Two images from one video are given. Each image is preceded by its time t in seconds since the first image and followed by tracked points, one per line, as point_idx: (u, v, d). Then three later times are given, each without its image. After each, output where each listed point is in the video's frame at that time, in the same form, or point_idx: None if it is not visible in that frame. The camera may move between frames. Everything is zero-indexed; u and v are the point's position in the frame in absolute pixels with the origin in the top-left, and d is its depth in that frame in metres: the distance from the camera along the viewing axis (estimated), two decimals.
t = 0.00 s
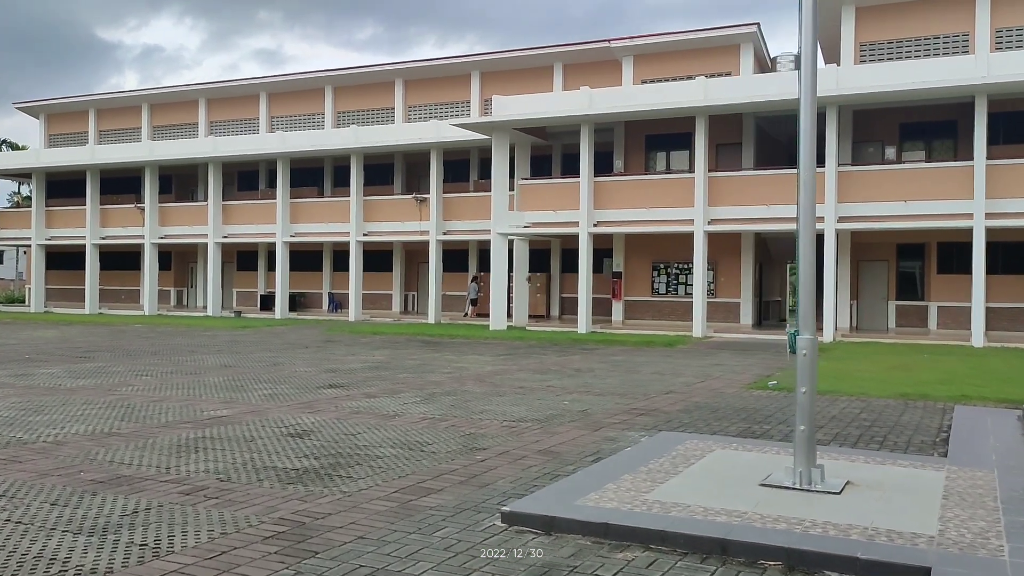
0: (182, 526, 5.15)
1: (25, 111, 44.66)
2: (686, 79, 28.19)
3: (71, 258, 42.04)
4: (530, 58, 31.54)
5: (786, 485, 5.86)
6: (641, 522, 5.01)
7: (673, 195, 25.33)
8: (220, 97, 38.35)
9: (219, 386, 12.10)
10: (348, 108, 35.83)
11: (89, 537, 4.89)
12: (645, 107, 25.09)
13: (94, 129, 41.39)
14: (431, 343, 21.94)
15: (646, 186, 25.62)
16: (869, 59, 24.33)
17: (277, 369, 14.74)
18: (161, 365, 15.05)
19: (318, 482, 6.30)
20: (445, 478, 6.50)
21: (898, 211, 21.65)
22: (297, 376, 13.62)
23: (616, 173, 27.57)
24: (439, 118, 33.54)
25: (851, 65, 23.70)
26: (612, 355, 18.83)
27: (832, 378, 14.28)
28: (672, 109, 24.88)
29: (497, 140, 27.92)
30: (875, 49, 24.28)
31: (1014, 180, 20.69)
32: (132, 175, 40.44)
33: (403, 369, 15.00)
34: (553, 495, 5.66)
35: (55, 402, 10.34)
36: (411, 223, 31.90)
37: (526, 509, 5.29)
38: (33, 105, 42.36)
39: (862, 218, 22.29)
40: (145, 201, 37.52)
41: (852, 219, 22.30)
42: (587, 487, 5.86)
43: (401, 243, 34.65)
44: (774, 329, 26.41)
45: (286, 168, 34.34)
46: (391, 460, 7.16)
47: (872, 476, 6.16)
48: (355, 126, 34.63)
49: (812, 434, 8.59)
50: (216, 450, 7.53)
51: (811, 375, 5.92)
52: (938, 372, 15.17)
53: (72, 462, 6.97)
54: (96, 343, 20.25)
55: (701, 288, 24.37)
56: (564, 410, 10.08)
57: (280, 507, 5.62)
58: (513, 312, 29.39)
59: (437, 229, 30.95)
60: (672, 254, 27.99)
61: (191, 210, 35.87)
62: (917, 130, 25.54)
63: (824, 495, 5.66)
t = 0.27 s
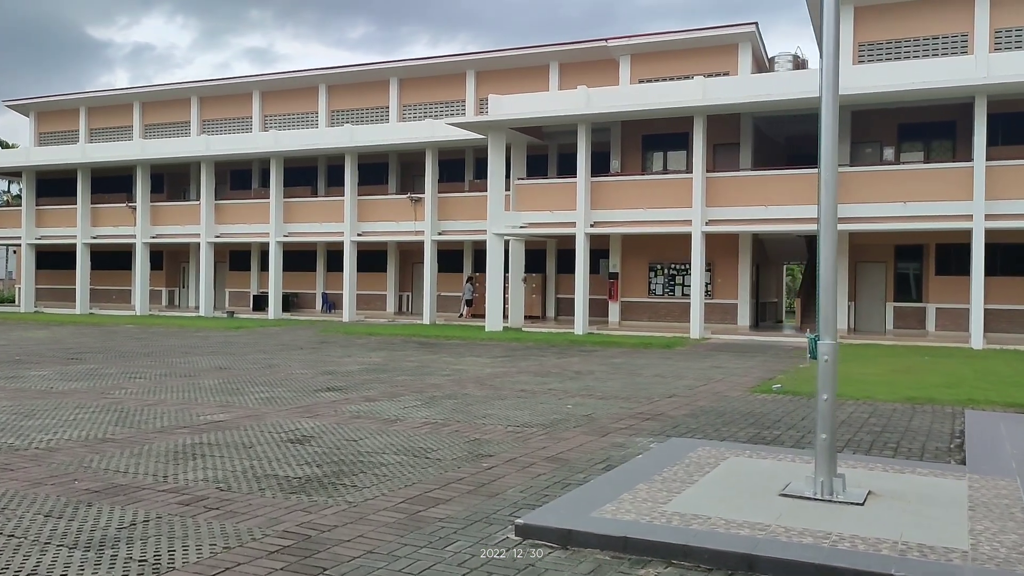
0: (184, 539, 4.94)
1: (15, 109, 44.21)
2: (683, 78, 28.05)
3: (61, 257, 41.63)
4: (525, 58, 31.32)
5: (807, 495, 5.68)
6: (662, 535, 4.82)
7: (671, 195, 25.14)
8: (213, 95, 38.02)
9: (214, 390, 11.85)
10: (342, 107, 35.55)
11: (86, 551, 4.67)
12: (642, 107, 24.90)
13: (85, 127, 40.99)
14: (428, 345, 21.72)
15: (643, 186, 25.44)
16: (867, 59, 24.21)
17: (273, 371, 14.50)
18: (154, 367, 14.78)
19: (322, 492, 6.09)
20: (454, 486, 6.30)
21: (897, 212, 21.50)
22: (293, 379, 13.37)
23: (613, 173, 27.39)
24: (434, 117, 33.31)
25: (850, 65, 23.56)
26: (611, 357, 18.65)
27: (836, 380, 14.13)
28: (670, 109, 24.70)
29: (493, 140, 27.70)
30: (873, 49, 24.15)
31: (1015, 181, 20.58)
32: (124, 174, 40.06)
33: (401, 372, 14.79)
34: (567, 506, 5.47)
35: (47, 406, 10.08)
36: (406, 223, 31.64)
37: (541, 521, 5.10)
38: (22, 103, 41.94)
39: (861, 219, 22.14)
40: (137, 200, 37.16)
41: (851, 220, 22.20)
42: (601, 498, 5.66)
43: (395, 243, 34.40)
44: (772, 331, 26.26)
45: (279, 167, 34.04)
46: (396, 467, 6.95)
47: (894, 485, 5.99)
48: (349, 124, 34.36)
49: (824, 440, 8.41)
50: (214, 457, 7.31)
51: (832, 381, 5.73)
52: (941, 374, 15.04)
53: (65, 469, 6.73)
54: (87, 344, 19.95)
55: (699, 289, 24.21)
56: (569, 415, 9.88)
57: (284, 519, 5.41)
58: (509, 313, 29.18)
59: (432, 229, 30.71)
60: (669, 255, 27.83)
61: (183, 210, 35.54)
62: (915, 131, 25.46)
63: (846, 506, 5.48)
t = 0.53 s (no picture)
0: (179, 555, 4.74)
1: None
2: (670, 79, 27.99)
3: (40, 257, 41.02)
4: (512, 58, 31.14)
5: (819, 505, 5.55)
6: (677, 548, 4.67)
7: (658, 196, 25.03)
8: (195, 94, 37.60)
9: (201, 394, 11.58)
10: (326, 106, 35.24)
11: (76, 570, 4.45)
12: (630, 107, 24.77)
13: (64, 125, 40.42)
14: (415, 346, 21.49)
15: (631, 187, 25.31)
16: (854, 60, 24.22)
17: (260, 374, 14.23)
18: (137, 370, 14.47)
19: (319, 503, 5.89)
20: (455, 496, 6.12)
21: (885, 213, 21.41)
22: (281, 382, 13.12)
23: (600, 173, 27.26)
24: (420, 117, 33.06)
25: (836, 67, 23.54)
26: (601, 359, 18.52)
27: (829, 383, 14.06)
28: (658, 109, 24.59)
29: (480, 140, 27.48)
30: (860, 51, 24.19)
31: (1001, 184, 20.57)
32: (104, 173, 39.53)
33: (390, 374, 14.56)
34: (575, 518, 5.29)
35: (29, 411, 9.79)
36: (391, 224, 31.36)
37: (550, 533, 4.93)
38: None
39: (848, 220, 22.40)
40: (118, 199, 36.65)
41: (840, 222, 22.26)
42: (610, 508, 5.51)
43: (380, 243, 34.12)
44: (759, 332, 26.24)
45: (263, 166, 33.67)
46: (394, 476, 6.76)
47: (907, 495, 5.87)
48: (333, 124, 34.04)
49: (827, 446, 8.29)
50: (205, 466, 7.08)
51: (845, 389, 5.61)
52: (933, 377, 15.01)
53: (51, 479, 6.49)
54: (67, 346, 19.57)
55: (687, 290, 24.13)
56: (565, 419, 9.72)
57: (283, 532, 5.20)
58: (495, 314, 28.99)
59: (417, 230, 30.45)
60: (656, 256, 27.75)
61: (164, 209, 35.08)
62: (901, 132, 25.51)
63: (860, 517, 5.36)
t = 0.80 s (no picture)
0: (139, 571, 4.49)
1: None
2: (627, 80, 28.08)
3: None
4: (468, 57, 30.93)
5: (798, 510, 5.49)
6: (661, 556, 4.55)
7: (615, 197, 25.04)
8: (143, 89, 36.68)
9: (152, 398, 11.19)
10: (278, 104, 34.64)
11: None
12: (587, 107, 24.71)
13: (4, 120, 39.13)
14: (371, 348, 21.18)
15: (587, 188, 25.28)
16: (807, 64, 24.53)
17: (213, 377, 13.84)
18: (84, 373, 13.98)
19: (285, 513, 5.66)
20: (426, 505, 5.93)
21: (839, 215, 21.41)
22: (236, 385, 12.77)
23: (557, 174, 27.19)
24: (375, 115, 32.67)
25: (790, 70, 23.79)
26: (560, 360, 18.44)
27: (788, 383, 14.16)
28: (615, 110, 24.58)
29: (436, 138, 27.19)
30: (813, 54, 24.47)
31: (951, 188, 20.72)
32: (46, 170, 38.36)
33: (348, 377, 14.28)
34: (553, 525, 5.14)
35: None
36: (345, 223, 30.89)
37: (529, 543, 4.77)
38: None
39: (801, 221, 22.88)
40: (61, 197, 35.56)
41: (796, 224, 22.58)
42: (587, 514, 5.38)
43: (333, 243, 33.62)
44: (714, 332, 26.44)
45: (213, 164, 32.94)
46: (360, 483, 6.54)
47: (882, 499, 5.84)
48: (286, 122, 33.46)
49: (794, 447, 8.27)
50: (161, 474, 6.78)
51: (822, 392, 5.56)
52: (888, 377, 15.21)
53: None
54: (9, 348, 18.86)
55: (643, 291, 24.15)
56: (530, 422, 9.58)
57: (249, 545, 4.97)
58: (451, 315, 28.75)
59: (372, 230, 30.05)
60: (613, 257, 27.79)
61: (110, 208, 34.12)
62: (852, 136, 25.93)
63: (839, 521, 5.30)
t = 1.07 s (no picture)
0: None
1: None
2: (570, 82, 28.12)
3: None
4: (409, 56, 30.60)
5: (760, 516, 5.43)
6: (631, 568, 4.44)
7: (559, 198, 24.99)
8: (70, 84, 35.41)
9: (84, 406, 10.69)
10: (213, 101, 33.77)
11: None
12: (531, 109, 24.61)
13: None
14: (312, 351, 20.74)
15: (531, 190, 25.19)
16: (745, 69, 24.81)
17: (149, 383, 13.34)
18: (10, 380, 13.34)
19: (234, 529, 5.40)
20: (382, 517, 5.73)
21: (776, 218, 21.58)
22: (173, 392, 12.30)
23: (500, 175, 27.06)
24: (314, 114, 32.10)
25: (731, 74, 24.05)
26: (505, 362, 18.32)
27: (733, 384, 14.27)
28: (559, 111, 24.55)
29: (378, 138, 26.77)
30: (752, 60, 24.76)
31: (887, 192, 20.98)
32: None
33: (290, 382, 13.92)
34: (517, 538, 4.98)
35: None
36: (283, 223, 30.24)
37: (494, 557, 4.62)
38: None
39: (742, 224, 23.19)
40: None
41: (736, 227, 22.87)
42: (550, 525, 5.24)
43: (272, 244, 32.91)
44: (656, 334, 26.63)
45: (145, 162, 31.92)
46: (312, 495, 6.30)
47: (843, 503, 5.83)
48: (222, 119, 32.63)
49: (749, 450, 8.27)
50: (98, 489, 6.43)
51: (784, 396, 5.53)
52: (829, 377, 15.45)
53: None
54: None
55: (587, 293, 24.15)
56: (481, 427, 9.41)
57: (197, 565, 4.71)
58: (393, 317, 28.39)
59: (312, 230, 29.48)
60: (556, 258, 27.78)
61: (35, 206, 32.81)
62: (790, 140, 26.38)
63: (803, 526, 5.26)
